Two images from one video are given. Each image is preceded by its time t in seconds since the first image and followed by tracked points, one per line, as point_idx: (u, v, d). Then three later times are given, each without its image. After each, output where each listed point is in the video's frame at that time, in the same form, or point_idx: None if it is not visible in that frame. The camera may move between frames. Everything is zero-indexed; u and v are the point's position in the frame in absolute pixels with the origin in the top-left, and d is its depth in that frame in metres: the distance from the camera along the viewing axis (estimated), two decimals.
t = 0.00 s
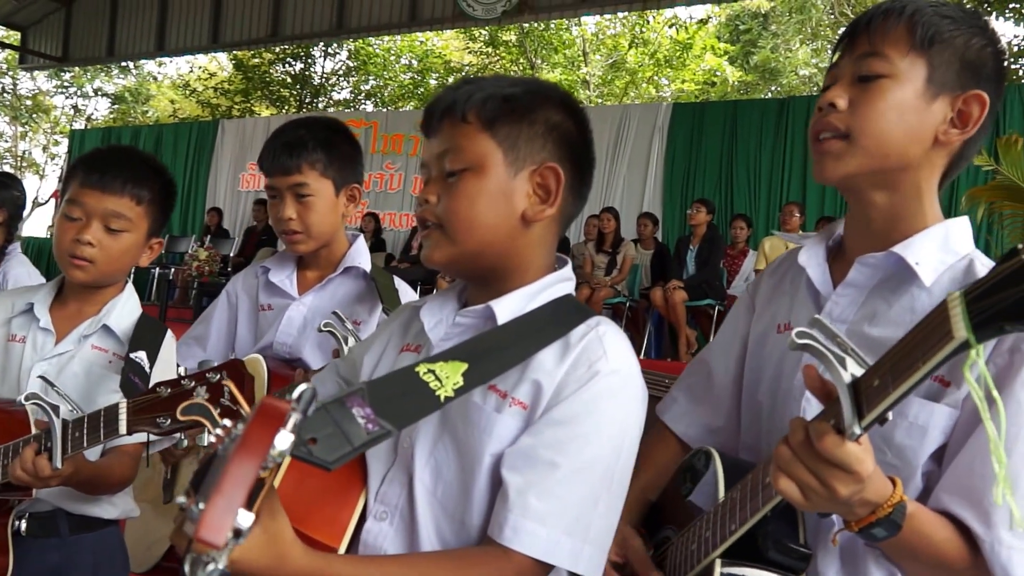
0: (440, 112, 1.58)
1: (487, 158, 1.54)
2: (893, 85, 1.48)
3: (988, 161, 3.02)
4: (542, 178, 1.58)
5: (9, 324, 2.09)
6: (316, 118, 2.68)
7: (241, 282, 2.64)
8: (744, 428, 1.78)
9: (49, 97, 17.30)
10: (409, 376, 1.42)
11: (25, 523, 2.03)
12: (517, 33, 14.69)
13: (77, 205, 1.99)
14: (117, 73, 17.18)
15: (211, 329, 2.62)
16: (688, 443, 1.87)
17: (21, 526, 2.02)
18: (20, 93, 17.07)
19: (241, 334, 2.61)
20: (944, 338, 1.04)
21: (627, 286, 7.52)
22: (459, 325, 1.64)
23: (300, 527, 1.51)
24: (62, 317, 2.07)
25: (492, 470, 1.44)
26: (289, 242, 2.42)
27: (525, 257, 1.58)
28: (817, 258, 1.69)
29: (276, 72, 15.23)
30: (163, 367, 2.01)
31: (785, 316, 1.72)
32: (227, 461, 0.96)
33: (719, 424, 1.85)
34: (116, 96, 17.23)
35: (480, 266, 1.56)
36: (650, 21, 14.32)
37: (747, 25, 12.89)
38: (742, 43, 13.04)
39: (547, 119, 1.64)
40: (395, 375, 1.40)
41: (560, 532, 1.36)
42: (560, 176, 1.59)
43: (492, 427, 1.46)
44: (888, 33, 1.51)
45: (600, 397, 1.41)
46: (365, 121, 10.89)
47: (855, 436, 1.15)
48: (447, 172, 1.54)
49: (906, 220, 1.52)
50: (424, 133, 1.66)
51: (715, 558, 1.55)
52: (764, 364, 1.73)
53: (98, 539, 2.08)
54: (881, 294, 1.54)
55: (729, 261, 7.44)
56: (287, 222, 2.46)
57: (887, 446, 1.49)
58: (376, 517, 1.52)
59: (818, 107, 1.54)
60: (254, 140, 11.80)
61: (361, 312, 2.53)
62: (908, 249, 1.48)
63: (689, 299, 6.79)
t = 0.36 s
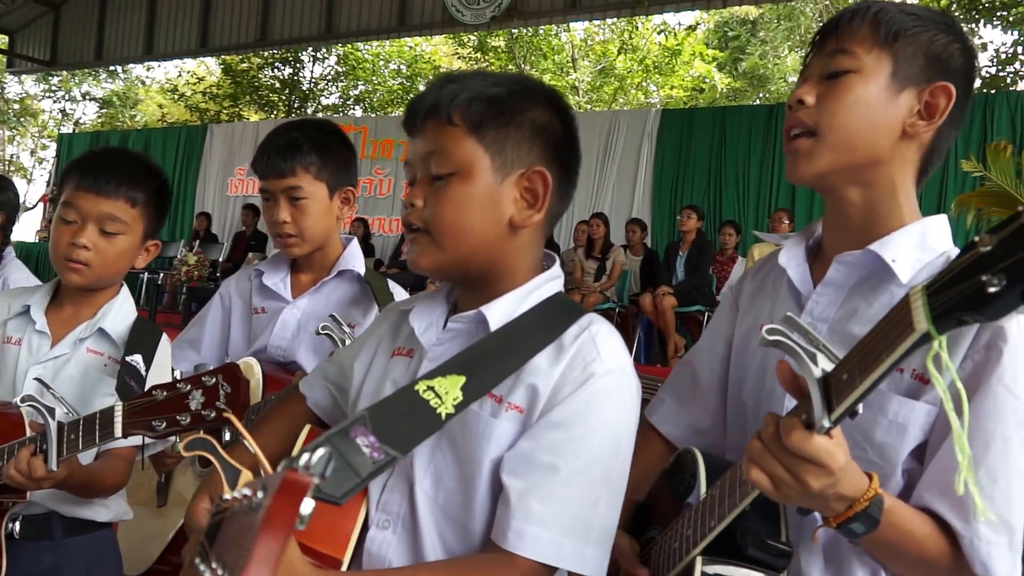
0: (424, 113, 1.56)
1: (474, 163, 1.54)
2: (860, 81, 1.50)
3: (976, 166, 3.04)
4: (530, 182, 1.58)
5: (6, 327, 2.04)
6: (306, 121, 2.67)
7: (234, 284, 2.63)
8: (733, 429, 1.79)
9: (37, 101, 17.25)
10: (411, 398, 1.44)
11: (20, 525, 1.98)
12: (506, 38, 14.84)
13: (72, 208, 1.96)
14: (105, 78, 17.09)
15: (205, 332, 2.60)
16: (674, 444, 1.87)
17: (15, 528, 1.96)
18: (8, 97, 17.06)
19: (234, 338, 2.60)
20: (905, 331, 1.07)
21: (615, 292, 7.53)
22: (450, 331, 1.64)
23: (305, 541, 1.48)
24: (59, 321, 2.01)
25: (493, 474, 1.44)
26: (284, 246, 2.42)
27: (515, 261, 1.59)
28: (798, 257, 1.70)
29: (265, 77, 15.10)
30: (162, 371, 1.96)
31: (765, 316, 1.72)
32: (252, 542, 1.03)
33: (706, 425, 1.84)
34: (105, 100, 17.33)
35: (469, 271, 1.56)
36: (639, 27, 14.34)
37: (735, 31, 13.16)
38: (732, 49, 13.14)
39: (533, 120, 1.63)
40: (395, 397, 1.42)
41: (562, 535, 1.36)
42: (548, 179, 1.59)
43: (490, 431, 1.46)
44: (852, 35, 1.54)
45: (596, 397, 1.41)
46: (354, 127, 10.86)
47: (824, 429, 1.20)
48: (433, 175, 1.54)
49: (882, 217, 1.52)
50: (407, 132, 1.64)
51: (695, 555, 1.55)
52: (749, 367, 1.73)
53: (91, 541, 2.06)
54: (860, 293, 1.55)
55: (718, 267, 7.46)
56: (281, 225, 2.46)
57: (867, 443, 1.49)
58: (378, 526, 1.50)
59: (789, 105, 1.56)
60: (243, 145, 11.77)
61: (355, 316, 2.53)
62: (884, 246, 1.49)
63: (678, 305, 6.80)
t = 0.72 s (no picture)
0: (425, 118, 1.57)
1: (474, 171, 1.55)
2: (860, 107, 1.52)
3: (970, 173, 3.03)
4: (529, 191, 1.60)
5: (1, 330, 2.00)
6: (299, 126, 2.66)
7: (227, 288, 2.61)
8: (735, 433, 1.81)
9: (27, 104, 17.23)
10: (427, 434, 1.49)
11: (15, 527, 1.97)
12: (497, 44, 14.85)
13: (68, 212, 1.94)
14: (95, 81, 17.05)
15: (199, 337, 2.59)
16: (677, 448, 1.89)
17: (12, 530, 1.95)
18: None
19: (228, 343, 2.59)
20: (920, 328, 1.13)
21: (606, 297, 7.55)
22: (448, 343, 1.65)
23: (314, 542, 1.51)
24: (55, 324, 1.97)
25: (501, 484, 1.51)
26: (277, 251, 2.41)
27: (511, 272, 1.61)
28: (808, 267, 1.72)
29: (256, 82, 15.18)
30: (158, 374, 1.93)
31: (770, 323, 1.75)
32: None
33: (709, 430, 1.86)
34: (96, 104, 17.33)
35: (465, 276, 1.58)
36: (630, 33, 14.29)
37: (727, 37, 13.38)
38: (723, 56, 13.33)
39: (533, 129, 1.65)
40: (406, 445, 1.47)
41: (573, 542, 1.44)
42: (547, 188, 1.61)
43: (495, 444, 1.52)
44: (848, 54, 1.56)
45: (598, 407, 1.46)
46: (345, 132, 10.85)
47: (835, 429, 1.25)
48: (432, 181, 1.55)
49: (892, 231, 1.56)
50: (403, 135, 1.65)
51: (698, 556, 1.54)
52: (752, 375, 1.76)
53: (87, 543, 2.02)
54: (867, 303, 1.58)
55: (708, 272, 7.45)
56: (274, 230, 2.45)
57: (871, 451, 1.57)
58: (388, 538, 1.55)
59: (789, 130, 1.57)
60: (235, 150, 11.75)
61: (349, 321, 2.52)
62: (895, 256, 1.52)
63: (670, 310, 6.83)
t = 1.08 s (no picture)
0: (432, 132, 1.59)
1: (484, 181, 1.57)
2: (862, 109, 1.52)
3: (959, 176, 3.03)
4: (538, 197, 1.61)
5: None
6: (294, 131, 2.67)
7: (223, 295, 2.62)
8: (729, 436, 1.81)
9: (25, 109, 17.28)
10: (442, 416, 1.51)
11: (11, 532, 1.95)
12: (493, 48, 14.64)
13: (67, 218, 1.92)
14: (93, 87, 17.06)
15: (194, 343, 2.60)
16: (672, 452, 1.90)
17: (7, 535, 1.94)
18: None
19: (224, 349, 2.60)
20: (908, 338, 1.13)
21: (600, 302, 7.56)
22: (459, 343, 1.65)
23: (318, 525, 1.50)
24: (52, 329, 1.96)
25: (504, 485, 1.52)
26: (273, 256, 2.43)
27: (520, 277, 1.62)
28: (803, 270, 1.73)
29: (253, 87, 15.12)
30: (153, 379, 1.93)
31: (766, 325, 1.76)
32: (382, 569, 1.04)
33: (703, 432, 1.87)
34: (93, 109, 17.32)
35: (479, 287, 1.60)
36: (626, 38, 14.27)
37: (722, 42, 13.47)
38: (719, 61, 13.41)
39: (538, 135, 1.66)
40: (426, 419, 1.49)
41: (574, 543, 1.45)
42: (556, 193, 1.63)
43: (500, 442, 1.54)
44: (854, 55, 1.56)
45: (604, 410, 1.49)
46: (342, 136, 10.87)
47: (823, 435, 1.25)
48: (443, 193, 1.56)
49: (889, 235, 1.57)
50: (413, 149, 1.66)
51: (691, 561, 1.55)
52: (748, 374, 1.76)
53: (83, 548, 2.01)
54: (863, 307, 1.58)
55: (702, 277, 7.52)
56: (269, 235, 2.47)
57: (863, 454, 1.59)
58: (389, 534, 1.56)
59: (790, 134, 1.58)
60: (232, 153, 11.76)
61: (345, 324, 2.54)
62: (889, 261, 1.53)
63: (664, 314, 6.86)
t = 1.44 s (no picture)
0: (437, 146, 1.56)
1: (490, 191, 1.54)
2: (862, 124, 1.49)
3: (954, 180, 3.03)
4: (542, 205, 1.58)
5: None
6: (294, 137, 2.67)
7: (222, 301, 2.64)
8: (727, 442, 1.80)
9: (26, 114, 17.38)
10: (444, 400, 1.50)
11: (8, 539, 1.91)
12: (492, 53, 14.69)
13: (91, 222, 1.92)
14: (93, 92, 17.13)
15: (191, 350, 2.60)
16: (670, 458, 1.89)
17: (5, 541, 1.90)
18: None
19: (221, 355, 2.61)
20: (901, 342, 1.15)
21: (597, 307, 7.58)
22: (462, 345, 1.64)
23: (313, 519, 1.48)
24: (50, 335, 1.97)
25: (501, 486, 1.52)
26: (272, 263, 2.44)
27: (526, 282, 1.60)
28: (802, 275, 1.71)
29: (253, 92, 14.93)
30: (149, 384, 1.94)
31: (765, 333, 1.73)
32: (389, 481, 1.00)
33: (701, 439, 1.85)
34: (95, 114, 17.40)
35: (482, 295, 1.57)
36: (624, 42, 14.24)
37: (719, 46, 13.51)
38: (716, 65, 13.45)
39: (541, 145, 1.63)
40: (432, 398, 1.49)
41: (571, 543, 1.46)
42: (560, 202, 1.60)
43: (500, 443, 1.53)
44: (852, 67, 1.52)
45: (602, 414, 1.51)
46: (342, 140, 10.88)
47: (817, 439, 1.27)
48: (450, 206, 1.54)
49: (890, 241, 1.55)
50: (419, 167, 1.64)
51: (687, 564, 1.57)
52: (754, 382, 1.72)
53: (79, 556, 1.96)
54: (861, 313, 1.57)
55: (700, 282, 7.54)
56: (268, 241, 2.48)
57: (860, 460, 1.58)
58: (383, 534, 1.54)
59: (791, 149, 1.55)
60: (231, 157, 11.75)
61: (342, 330, 2.56)
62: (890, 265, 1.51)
63: (660, 319, 6.85)
